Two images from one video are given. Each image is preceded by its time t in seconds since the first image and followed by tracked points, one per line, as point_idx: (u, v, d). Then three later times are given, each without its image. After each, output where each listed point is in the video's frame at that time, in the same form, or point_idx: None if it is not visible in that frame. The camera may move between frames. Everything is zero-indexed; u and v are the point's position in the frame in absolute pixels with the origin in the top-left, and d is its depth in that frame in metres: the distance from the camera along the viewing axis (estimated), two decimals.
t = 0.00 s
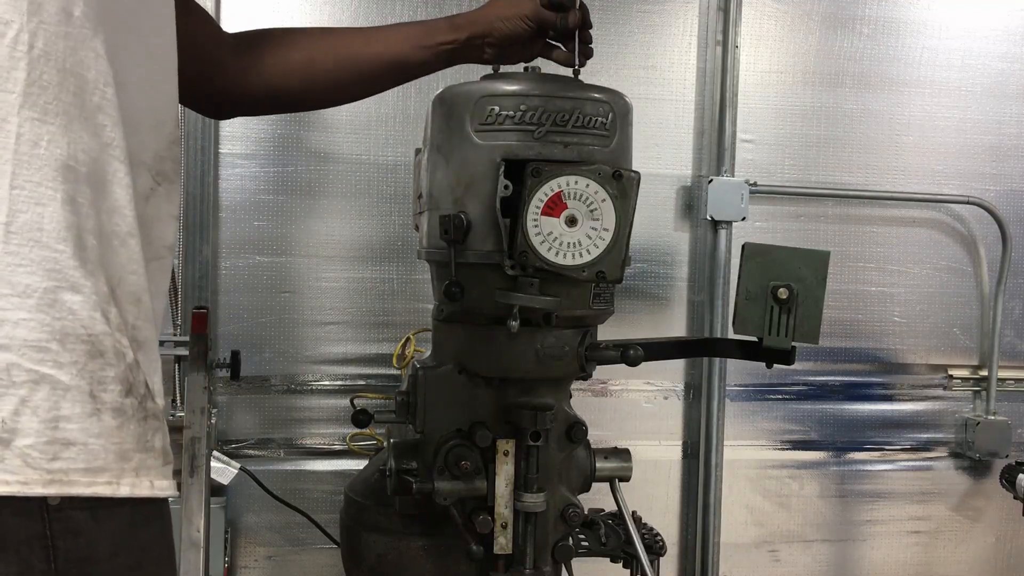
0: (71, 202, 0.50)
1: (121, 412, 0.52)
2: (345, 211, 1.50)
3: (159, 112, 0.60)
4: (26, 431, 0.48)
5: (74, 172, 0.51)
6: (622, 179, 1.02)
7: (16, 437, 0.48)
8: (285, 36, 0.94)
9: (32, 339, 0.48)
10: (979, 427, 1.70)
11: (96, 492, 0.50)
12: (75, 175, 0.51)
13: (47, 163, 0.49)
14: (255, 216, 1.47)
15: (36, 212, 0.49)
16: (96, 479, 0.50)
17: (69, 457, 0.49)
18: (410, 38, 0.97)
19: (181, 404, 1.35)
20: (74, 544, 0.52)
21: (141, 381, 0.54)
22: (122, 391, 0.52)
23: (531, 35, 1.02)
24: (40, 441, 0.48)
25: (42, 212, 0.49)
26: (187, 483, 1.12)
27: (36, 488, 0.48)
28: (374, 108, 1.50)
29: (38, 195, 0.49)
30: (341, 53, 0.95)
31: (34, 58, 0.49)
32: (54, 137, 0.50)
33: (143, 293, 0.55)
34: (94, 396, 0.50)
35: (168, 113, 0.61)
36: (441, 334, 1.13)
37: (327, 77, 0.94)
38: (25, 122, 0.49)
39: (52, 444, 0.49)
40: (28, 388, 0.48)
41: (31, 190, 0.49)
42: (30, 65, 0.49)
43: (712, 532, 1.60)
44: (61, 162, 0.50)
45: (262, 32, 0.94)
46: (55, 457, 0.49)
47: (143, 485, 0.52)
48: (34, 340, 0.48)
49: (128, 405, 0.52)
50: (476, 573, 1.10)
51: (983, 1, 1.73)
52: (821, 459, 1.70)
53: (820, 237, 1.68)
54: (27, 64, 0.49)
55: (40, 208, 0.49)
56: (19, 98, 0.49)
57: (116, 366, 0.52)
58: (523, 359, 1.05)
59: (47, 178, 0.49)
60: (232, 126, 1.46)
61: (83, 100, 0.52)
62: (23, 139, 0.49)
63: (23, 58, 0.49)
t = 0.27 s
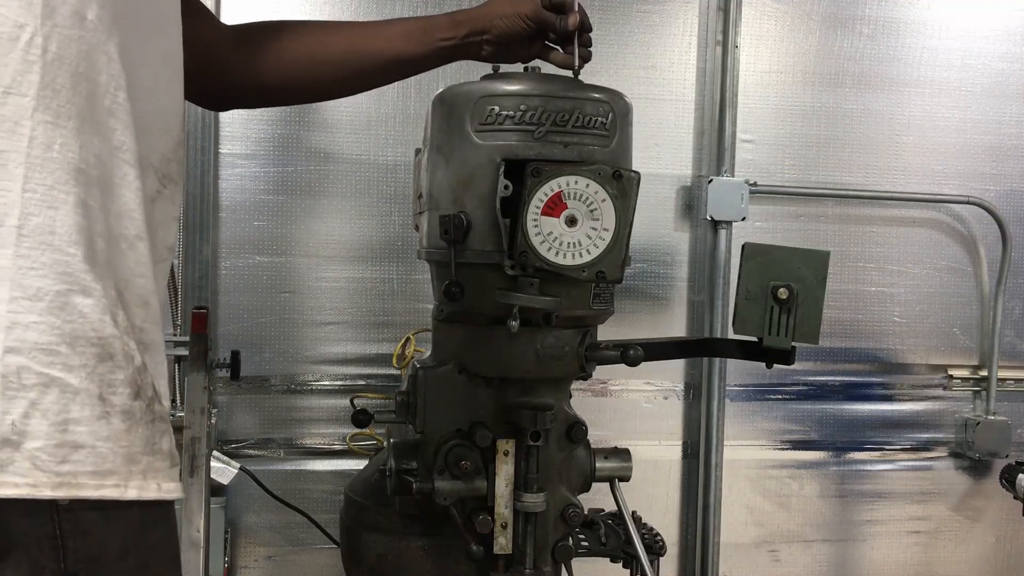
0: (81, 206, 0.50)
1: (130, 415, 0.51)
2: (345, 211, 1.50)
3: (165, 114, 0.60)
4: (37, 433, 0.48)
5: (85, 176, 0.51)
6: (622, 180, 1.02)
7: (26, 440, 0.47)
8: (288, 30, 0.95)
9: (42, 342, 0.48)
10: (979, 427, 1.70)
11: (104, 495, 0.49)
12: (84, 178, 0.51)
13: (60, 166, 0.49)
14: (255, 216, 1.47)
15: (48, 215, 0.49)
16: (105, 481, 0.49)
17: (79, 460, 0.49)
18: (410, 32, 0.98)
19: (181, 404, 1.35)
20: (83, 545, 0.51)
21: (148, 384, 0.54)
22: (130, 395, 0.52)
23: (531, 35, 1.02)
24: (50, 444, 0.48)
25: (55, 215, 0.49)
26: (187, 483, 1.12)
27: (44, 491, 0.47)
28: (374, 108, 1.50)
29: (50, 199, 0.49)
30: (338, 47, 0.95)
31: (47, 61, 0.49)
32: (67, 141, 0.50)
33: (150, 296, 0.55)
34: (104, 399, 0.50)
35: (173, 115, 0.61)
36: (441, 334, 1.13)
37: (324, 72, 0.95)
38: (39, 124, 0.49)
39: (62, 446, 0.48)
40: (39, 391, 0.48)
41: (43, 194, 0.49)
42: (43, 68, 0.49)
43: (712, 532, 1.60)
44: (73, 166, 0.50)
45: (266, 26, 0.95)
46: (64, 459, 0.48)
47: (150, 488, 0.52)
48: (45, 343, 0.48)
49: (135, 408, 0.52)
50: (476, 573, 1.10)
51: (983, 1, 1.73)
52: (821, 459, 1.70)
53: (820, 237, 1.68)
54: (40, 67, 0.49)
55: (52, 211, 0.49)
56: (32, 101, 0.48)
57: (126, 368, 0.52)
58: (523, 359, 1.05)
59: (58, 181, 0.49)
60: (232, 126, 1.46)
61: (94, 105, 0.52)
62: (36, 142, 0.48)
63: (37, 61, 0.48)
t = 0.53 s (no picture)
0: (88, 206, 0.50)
1: (141, 410, 0.52)
2: (345, 211, 1.50)
3: (166, 112, 0.60)
4: (55, 431, 0.48)
5: (95, 175, 0.51)
6: (622, 180, 1.02)
7: (43, 436, 0.47)
8: (291, 19, 0.94)
9: (57, 341, 0.48)
10: (979, 427, 1.70)
11: (121, 489, 0.50)
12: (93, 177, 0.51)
13: (71, 165, 0.49)
14: (255, 216, 1.47)
15: (58, 214, 0.49)
16: (122, 476, 0.50)
17: (96, 456, 0.49)
18: (411, 23, 0.99)
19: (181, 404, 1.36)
20: (101, 540, 0.51)
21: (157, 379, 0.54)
22: (141, 390, 0.52)
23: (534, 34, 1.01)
24: (68, 441, 0.48)
25: (64, 214, 0.49)
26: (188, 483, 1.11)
27: (63, 486, 0.48)
28: (374, 107, 1.50)
29: (59, 198, 0.49)
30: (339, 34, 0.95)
31: (54, 60, 0.49)
32: (75, 140, 0.49)
33: (159, 290, 0.56)
34: (116, 395, 0.50)
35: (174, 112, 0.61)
36: (441, 334, 1.13)
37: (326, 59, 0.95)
38: (48, 125, 0.48)
39: (79, 442, 0.48)
40: (55, 389, 0.48)
41: (53, 194, 0.48)
42: (51, 67, 0.48)
43: (712, 532, 1.60)
44: (82, 164, 0.50)
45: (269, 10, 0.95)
46: (82, 455, 0.49)
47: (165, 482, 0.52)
48: (59, 341, 0.48)
49: (147, 404, 0.52)
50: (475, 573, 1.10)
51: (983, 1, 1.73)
52: (821, 459, 1.70)
53: (820, 237, 1.68)
54: (48, 67, 0.48)
55: (61, 210, 0.49)
56: (40, 101, 0.48)
57: (136, 364, 0.52)
58: (523, 359, 1.05)
59: (68, 180, 0.49)
60: (232, 126, 1.46)
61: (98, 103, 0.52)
62: (44, 142, 0.48)
63: (43, 61, 0.48)
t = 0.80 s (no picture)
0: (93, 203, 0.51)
1: (137, 412, 0.52)
2: (345, 211, 1.50)
3: (168, 116, 0.60)
4: (48, 431, 0.48)
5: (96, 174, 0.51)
6: (622, 179, 1.02)
7: (37, 436, 0.48)
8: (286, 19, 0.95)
9: (52, 341, 0.48)
10: (979, 427, 1.70)
11: (113, 492, 0.50)
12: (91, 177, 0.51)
13: (70, 165, 0.50)
14: (255, 216, 1.47)
15: (57, 213, 0.49)
16: (113, 479, 0.50)
17: (88, 458, 0.49)
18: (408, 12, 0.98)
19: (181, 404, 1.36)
20: (95, 540, 0.52)
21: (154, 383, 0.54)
22: (137, 393, 0.52)
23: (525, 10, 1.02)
24: (61, 441, 0.48)
25: (63, 214, 0.49)
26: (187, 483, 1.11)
27: (56, 487, 0.48)
28: (373, 107, 1.50)
29: (58, 198, 0.49)
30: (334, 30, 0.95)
31: (57, 62, 0.49)
32: (76, 140, 0.50)
33: (154, 293, 0.56)
34: (112, 397, 0.50)
35: (176, 115, 0.61)
36: (441, 334, 1.13)
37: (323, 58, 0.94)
38: (49, 124, 0.49)
39: (72, 444, 0.49)
40: (50, 389, 0.48)
41: (52, 194, 0.49)
42: (54, 66, 0.49)
43: (712, 532, 1.60)
44: (83, 164, 0.50)
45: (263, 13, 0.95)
46: (74, 457, 0.49)
47: (157, 484, 0.52)
48: (55, 342, 0.48)
49: (142, 406, 0.52)
50: (475, 573, 1.10)
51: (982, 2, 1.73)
52: (821, 459, 1.70)
53: (820, 237, 1.68)
54: (51, 67, 0.49)
55: (61, 210, 0.49)
56: (42, 100, 0.49)
57: (132, 366, 0.52)
58: (523, 359, 1.05)
59: (67, 181, 0.49)
60: (232, 126, 1.46)
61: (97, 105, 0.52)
62: (46, 142, 0.49)
63: (47, 61, 0.49)
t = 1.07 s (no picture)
0: (109, 194, 0.55)
1: (145, 404, 0.57)
2: (345, 211, 1.50)
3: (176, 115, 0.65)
4: (66, 416, 0.52)
5: (119, 167, 0.56)
6: (622, 179, 1.02)
7: (55, 422, 0.52)
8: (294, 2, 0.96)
9: (71, 328, 0.53)
10: (979, 427, 1.70)
11: (126, 480, 0.55)
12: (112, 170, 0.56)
13: (90, 159, 0.54)
14: (255, 216, 1.47)
15: (74, 205, 0.53)
16: (127, 467, 0.55)
17: (102, 445, 0.54)
18: (409, 8, 1.00)
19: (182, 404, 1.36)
20: (103, 537, 0.55)
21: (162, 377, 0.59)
22: (145, 385, 0.57)
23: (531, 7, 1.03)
24: (78, 427, 0.53)
25: (80, 205, 0.54)
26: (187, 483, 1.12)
27: (73, 472, 0.52)
28: (373, 107, 1.50)
29: (77, 189, 0.54)
30: (337, 24, 0.97)
31: (82, 54, 0.54)
32: (96, 132, 0.55)
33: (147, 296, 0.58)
34: (122, 387, 0.55)
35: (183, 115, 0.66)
36: (441, 334, 1.13)
37: (324, 51, 0.98)
38: (68, 117, 0.54)
39: (89, 430, 0.53)
40: (67, 375, 0.53)
41: (71, 184, 0.53)
42: (75, 60, 0.54)
43: (712, 532, 1.60)
44: (102, 157, 0.55)
45: None
46: (91, 443, 0.53)
47: (161, 478, 0.58)
48: (74, 329, 0.53)
49: (150, 398, 0.58)
50: (475, 573, 1.10)
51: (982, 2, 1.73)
52: (821, 459, 1.70)
53: (820, 237, 1.68)
54: (73, 61, 0.54)
55: (78, 202, 0.54)
56: (63, 95, 0.53)
57: (143, 358, 0.57)
58: (523, 359, 1.05)
59: (86, 173, 0.54)
60: (232, 126, 1.46)
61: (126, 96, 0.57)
62: (65, 136, 0.53)
63: (69, 56, 0.53)
